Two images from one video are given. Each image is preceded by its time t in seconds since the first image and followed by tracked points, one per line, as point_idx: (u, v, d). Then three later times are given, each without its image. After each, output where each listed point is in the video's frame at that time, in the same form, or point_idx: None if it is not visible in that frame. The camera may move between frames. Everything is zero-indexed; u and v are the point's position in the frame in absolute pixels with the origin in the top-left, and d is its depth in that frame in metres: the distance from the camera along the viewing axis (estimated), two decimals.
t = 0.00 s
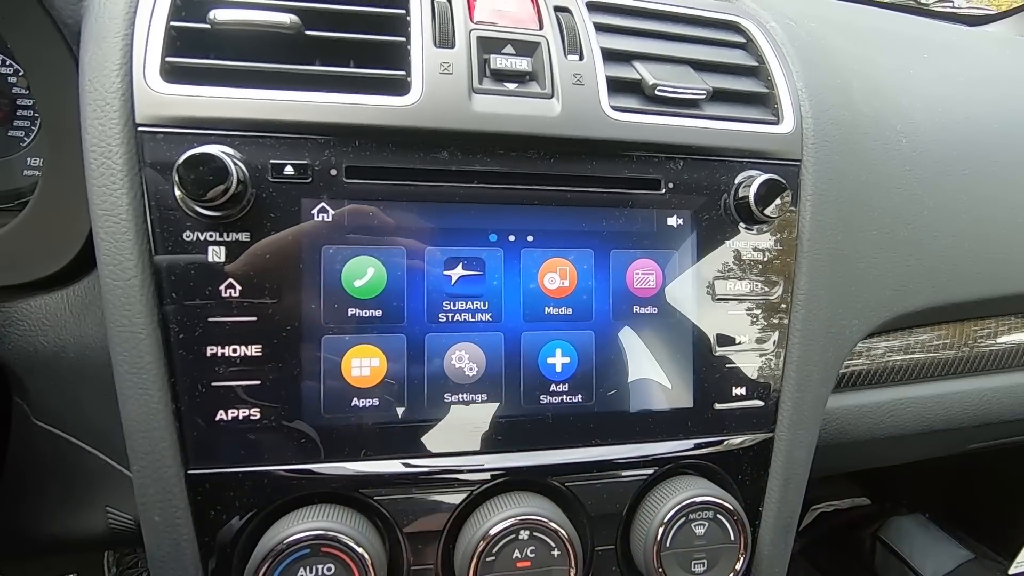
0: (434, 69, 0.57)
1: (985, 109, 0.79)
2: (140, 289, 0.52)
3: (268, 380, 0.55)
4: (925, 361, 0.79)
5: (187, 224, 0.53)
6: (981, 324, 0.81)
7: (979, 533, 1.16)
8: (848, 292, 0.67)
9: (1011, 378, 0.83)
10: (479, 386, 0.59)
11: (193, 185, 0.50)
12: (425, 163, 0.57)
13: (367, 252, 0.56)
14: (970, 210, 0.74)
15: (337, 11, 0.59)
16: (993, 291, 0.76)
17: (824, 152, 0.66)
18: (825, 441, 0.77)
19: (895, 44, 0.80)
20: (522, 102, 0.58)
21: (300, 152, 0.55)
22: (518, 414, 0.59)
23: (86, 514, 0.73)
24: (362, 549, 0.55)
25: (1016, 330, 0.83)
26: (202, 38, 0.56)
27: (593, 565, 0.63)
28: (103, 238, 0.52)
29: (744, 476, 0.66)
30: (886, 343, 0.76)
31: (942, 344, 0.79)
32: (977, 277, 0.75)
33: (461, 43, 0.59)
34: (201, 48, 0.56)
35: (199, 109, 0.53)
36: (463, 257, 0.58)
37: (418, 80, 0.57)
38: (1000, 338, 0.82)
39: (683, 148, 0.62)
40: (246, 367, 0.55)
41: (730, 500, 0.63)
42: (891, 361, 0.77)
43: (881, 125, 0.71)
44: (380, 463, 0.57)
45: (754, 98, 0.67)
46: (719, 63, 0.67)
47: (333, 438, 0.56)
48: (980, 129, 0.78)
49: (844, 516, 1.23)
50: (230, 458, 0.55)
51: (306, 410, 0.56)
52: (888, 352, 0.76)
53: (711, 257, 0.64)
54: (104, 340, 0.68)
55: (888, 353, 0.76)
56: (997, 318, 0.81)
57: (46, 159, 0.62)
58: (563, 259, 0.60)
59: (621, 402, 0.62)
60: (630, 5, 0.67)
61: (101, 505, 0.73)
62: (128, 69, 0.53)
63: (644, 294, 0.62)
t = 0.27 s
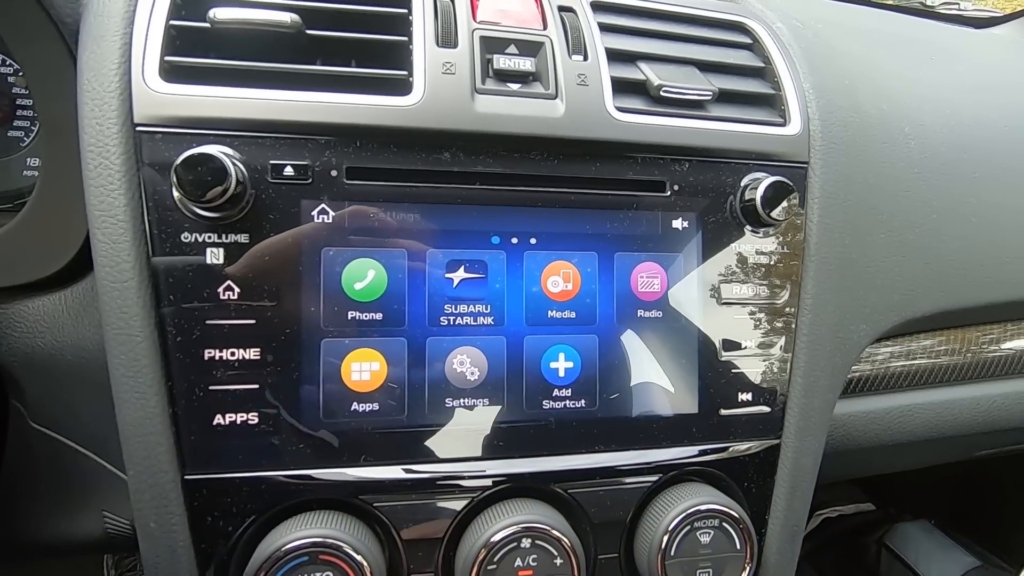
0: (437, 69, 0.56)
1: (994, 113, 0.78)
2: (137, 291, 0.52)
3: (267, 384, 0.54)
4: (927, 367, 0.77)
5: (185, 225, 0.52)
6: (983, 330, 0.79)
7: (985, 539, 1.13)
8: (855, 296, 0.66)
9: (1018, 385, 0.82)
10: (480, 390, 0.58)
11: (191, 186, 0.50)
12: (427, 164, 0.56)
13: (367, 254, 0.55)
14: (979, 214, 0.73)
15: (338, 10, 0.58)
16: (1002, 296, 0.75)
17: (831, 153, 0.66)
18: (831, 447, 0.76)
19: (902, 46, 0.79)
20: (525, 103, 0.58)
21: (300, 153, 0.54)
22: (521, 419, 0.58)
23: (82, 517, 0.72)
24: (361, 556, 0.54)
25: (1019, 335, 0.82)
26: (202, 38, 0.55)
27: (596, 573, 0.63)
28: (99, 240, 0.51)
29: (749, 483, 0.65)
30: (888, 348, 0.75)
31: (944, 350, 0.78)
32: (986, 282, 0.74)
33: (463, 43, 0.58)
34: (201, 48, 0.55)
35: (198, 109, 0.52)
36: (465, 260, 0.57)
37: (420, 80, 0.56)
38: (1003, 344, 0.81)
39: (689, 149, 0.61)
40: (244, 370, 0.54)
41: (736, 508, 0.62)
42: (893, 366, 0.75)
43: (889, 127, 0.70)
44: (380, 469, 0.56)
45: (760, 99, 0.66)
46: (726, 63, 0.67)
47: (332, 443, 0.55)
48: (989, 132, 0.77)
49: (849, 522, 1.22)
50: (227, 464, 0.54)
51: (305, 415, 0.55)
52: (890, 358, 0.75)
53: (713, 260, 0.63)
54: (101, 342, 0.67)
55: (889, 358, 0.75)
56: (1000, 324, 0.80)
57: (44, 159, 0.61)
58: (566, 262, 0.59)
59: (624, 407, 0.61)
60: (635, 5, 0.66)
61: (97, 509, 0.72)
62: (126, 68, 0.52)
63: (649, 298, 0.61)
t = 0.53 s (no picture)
0: (440, 79, 0.57)
1: (998, 123, 0.78)
2: (142, 299, 0.52)
3: (270, 393, 0.55)
4: (934, 377, 0.77)
5: (189, 234, 0.52)
6: (990, 340, 0.79)
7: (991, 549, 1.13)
8: (858, 306, 0.66)
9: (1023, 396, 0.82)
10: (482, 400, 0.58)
11: (196, 196, 0.50)
12: (430, 174, 0.56)
13: (370, 262, 0.56)
14: (984, 224, 0.73)
15: (343, 21, 0.58)
16: (1007, 306, 0.75)
17: (835, 163, 0.66)
18: (835, 457, 0.76)
19: (906, 55, 0.79)
20: (528, 113, 0.58)
21: (305, 163, 0.54)
22: (523, 428, 0.58)
23: (84, 523, 0.72)
24: (362, 566, 0.54)
25: None
26: (207, 49, 0.56)
27: None
28: (105, 248, 0.52)
29: (751, 494, 0.65)
30: (895, 358, 0.75)
31: (951, 360, 0.78)
32: (991, 293, 0.74)
33: (467, 54, 0.58)
34: (207, 58, 0.56)
35: (203, 119, 0.53)
36: (468, 269, 0.57)
37: (423, 90, 0.56)
38: (1010, 354, 0.81)
39: (692, 159, 0.61)
40: (247, 379, 0.54)
41: (737, 519, 0.62)
42: (899, 376, 0.75)
43: (893, 137, 0.70)
44: (382, 478, 0.56)
45: (763, 110, 0.66)
46: (728, 73, 0.67)
47: (334, 452, 0.55)
48: (993, 142, 0.77)
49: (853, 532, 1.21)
50: (230, 472, 0.54)
51: (307, 423, 0.55)
52: (896, 368, 0.75)
53: (716, 267, 0.63)
54: (105, 349, 0.67)
55: (896, 368, 0.75)
56: (1006, 335, 0.80)
57: (51, 167, 0.61)
58: (570, 271, 0.59)
59: (625, 416, 0.61)
60: (638, 16, 0.66)
61: (100, 515, 0.72)
62: (133, 79, 0.53)
63: (651, 307, 0.61)
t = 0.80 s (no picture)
0: (442, 82, 0.57)
1: (998, 127, 0.78)
2: (144, 299, 0.52)
3: (270, 392, 0.55)
4: (936, 380, 0.77)
5: (191, 234, 0.53)
6: (993, 343, 0.79)
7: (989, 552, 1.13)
8: (858, 309, 0.66)
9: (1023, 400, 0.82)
10: (481, 401, 0.58)
11: (199, 196, 0.50)
12: (431, 176, 0.56)
13: (370, 263, 0.56)
14: (984, 228, 0.73)
15: (345, 23, 0.59)
16: (1007, 310, 0.75)
17: (834, 167, 0.66)
18: (834, 460, 0.76)
19: (907, 59, 0.79)
20: (529, 116, 0.58)
21: (306, 164, 0.54)
22: (523, 430, 0.59)
23: (85, 522, 0.73)
24: (362, 566, 0.54)
25: None
26: (211, 50, 0.56)
27: None
28: (108, 248, 0.52)
29: (751, 496, 0.65)
30: (897, 361, 0.75)
31: (953, 363, 0.78)
32: (990, 296, 0.74)
33: (468, 56, 0.59)
34: (210, 60, 0.56)
35: (205, 120, 0.53)
36: (468, 270, 0.57)
37: (424, 92, 0.57)
38: (1012, 358, 0.81)
39: (692, 162, 0.61)
40: (248, 379, 0.54)
41: (737, 521, 0.62)
42: (902, 379, 0.75)
43: (892, 141, 0.70)
44: (382, 479, 0.56)
45: (763, 113, 0.67)
46: (729, 77, 0.67)
47: (334, 452, 0.56)
48: (993, 146, 0.77)
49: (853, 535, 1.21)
50: (230, 472, 0.55)
51: (307, 423, 0.55)
52: (899, 371, 0.75)
53: (717, 270, 0.63)
54: (107, 349, 0.68)
55: (897, 371, 0.75)
56: (1009, 338, 0.80)
57: (55, 167, 0.62)
58: (569, 273, 0.59)
59: (625, 419, 0.61)
60: (639, 19, 0.67)
61: (101, 515, 0.73)
62: (137, 80, 0.53)
63: (651, 310, 0.61)
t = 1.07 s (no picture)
0: (442, 86, 0.58)
1: (991, 132, 0.80)
2: (149, 298, 0.53)
3: (273, 390, 0.56)
4: (933, 381, 0.78)
5: (196, 234, 0.54)
6: (989, 345, 0.80)
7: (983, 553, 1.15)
8: (850, 311, 0.67)
9: (1015, 402, 0.83)
10: (480, 400, 0.59)
11: (204, 198, 0.51)
12: (431, 178, 0.57)
13: (371, 264, 0.57)
14: (975, 231, 0.74)
15: (347, 28, 0.60)
16: (998, 313, 0.76)
17: (828, 171, 0.67)
18: (829, 460, 0.77)
19: (901, 64, 0.80)
20: (528, 120, 0.59)
21: (309, 166, 0.56)
22: (522, 428, 0.60)
23: (90, 518, 0.74)
24: (362, 561, 0.55)
25: None
26: (215, 55, 0.57)
27: None
28: (114, 248, 0.53)
29: (745, 494, 0.66)
30: (895, 362, 0.76)
31: (950, 364, 0.79)
32: (982, 299, 0.75)
33: (468, 61, 0.60)
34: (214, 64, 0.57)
35: (210, 123, 0.54)
36: (468, 271, 0.58)
37: (425, 96, 0.58)
38: (1007, 359, 0.82)
39: (687, 166, 0.62)
40: (251, 377, 0.55)
41: (730, 519, 0.63)
42: (899, 380, 0.77)
43: (886, 146, 0.71)
44: (382, 475, 0.57)
45: (758, 118, 0.68)
46: (725, 82, 0.68)
47: (336, 449, 0.57)
48: (986, 150, 0.78)
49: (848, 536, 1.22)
50: (233, 468, 0.56)
51: (309, 421, 0.56)
52: (897, 371, 0.76)
53: (713, 272, 0.64)
54: (111, 348, 0.69)
55: (898, 372, 0.76)
56: (1004, 339, 0.81)
57: (61, 168, 0.63)
58: (567, 274, 0.60)
59: (621, 418, 0.62)
60: (636, 25, 0.68)
61: (105, 511, 0.74)
62: (143, 83, 0.54)
63: (647, 311, 0.62)
